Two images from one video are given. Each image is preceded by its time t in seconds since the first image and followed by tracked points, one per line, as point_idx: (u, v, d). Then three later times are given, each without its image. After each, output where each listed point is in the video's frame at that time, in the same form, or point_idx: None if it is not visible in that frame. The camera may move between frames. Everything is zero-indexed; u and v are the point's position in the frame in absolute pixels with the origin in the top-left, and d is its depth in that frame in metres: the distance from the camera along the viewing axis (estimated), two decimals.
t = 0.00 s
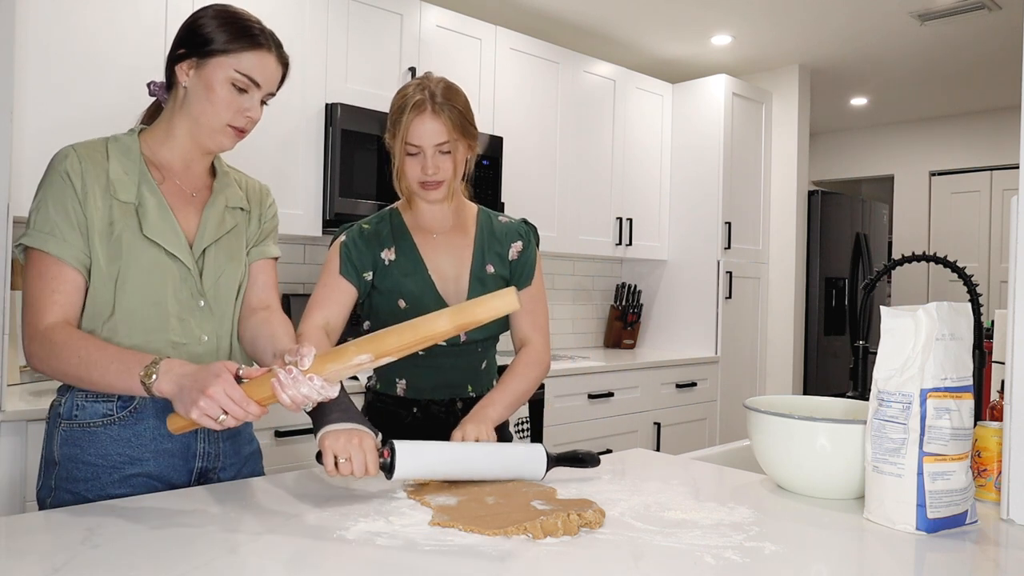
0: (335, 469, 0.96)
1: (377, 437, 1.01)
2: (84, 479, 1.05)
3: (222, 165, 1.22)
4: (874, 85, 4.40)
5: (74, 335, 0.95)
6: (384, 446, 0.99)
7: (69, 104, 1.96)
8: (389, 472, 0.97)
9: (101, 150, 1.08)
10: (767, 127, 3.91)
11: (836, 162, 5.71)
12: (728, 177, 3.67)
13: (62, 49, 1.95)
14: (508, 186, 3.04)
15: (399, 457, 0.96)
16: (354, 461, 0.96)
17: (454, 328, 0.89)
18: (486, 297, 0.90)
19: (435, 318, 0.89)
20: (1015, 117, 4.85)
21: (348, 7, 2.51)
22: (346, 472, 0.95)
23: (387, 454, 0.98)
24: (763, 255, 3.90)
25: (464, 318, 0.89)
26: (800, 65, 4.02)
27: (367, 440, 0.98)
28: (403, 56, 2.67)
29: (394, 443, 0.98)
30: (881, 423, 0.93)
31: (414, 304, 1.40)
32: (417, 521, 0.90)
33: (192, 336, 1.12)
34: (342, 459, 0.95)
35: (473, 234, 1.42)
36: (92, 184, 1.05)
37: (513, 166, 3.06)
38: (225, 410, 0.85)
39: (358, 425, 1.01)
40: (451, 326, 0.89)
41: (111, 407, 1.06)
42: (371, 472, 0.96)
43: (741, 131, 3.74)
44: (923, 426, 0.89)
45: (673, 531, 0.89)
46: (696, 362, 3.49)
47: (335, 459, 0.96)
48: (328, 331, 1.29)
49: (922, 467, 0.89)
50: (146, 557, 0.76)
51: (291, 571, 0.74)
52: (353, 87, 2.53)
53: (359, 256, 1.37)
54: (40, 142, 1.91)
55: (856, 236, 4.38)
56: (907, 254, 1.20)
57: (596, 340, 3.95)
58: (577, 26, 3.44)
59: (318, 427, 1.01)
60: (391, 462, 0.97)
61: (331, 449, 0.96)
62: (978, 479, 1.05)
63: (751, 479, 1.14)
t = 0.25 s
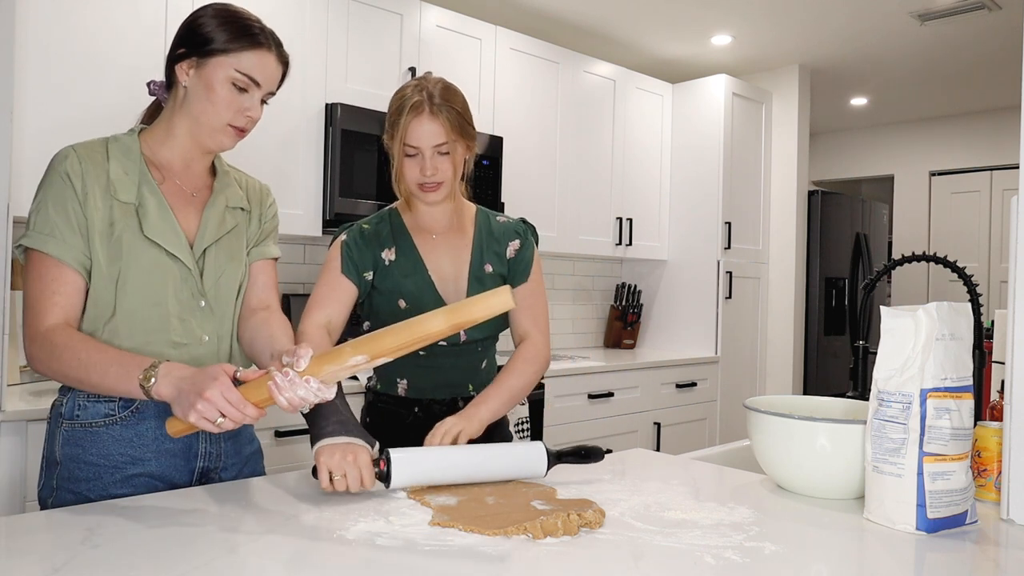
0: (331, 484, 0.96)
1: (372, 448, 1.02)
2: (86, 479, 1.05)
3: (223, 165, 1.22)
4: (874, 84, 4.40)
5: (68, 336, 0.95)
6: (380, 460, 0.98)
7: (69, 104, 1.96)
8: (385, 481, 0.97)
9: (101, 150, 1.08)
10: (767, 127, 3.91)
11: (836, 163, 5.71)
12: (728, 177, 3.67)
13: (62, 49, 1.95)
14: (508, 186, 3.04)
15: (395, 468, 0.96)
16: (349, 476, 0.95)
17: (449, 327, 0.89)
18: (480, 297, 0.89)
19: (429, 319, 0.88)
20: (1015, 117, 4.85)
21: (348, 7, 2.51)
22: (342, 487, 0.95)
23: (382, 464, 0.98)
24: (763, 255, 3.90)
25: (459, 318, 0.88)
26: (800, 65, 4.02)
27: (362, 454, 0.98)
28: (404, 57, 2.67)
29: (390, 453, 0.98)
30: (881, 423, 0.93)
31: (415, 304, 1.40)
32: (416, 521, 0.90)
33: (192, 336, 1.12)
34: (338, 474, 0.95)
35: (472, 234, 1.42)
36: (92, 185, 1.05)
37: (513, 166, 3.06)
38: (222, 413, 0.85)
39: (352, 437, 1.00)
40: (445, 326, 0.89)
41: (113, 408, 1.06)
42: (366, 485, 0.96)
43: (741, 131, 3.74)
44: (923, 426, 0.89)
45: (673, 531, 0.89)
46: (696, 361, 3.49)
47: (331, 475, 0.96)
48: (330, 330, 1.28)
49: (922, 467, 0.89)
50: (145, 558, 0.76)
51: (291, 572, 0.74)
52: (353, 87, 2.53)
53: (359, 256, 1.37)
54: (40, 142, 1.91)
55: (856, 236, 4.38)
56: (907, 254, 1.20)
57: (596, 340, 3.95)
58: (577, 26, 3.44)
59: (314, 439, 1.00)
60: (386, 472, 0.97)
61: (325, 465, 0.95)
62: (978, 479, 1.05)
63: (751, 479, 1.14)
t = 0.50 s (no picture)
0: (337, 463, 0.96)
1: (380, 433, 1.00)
2: (87, 479, 1.05)
3: (222, 164, 1.22)
4: (874, 84, 4.40)
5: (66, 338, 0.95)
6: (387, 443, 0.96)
7: (69, 104, 1.96)
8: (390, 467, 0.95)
9: (100, 151, 1.08)
10: (767, 127, 3.91)
11: (836, 163, 5.70)
12: (728, 176, 3.67)
13: (62, 49, 1.94)
14: (508, 186, 3.04)
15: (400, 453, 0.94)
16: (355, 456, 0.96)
17: (441, 336, 0.84)
18: (475, 305, 0.84)
19: (422, 328, 0.84)
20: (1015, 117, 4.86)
21: (348, 7, 2.51)
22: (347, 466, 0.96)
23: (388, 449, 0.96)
24: (763, 255, 3.90)
25: (452, 328, 0.84)
26: (800, 65, 4.02)
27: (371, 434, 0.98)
28: (403, 57, 2.67)
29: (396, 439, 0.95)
30: (881, 423, 0.93)
31: (410, 305, 1.40)
32: (416, 521, 0.90)
33: (192, 336, 1.12)
34: (344, 453, 0.96)
35: (470, 236, 1.42)
36: (91, 186, 1.04)
37: (513, 166, 3.06)
38: (217, 419, 0.85)
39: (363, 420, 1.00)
40: (438, 336, 0.84)
41: (114, 408, 1.06)
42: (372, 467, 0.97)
43: (741, 131, 3.74)
44: (923, 426, 0.89)
45: (673, 531, 0.89)
46: (696, 362, 3.49)
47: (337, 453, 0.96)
48: (326, 326, 1.28)
49: (922, 466, 0.89)
50: (145, 557, 0.76)
51: (292, 571, 0.74)
52: (353, 87, 2.53)
53: (356, 255, 1.38)
54: (40, 142, 1.91)
55: (856, 236, 4.38)
56: (907, 254, 1.20)
57: (596, 340, 3.95)
58: (577, 26, 3.44)
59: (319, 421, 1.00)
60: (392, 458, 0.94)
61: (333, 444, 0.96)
62: (978, 479, 1.05)
63: (751, 479, 1.14)
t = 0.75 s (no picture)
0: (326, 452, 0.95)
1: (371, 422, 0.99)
2: (86, 479, 1.05)
3: (222, 164, 1.22)
4: (874, 84, 4.40)
5: (65, 341, 0.96)
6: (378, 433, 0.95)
7: (69, 104, 1.96)
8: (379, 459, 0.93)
9: (99, 151, 1.08)
10: (767, 127, 3.91)
11: (836, 163, 5.71)
12: (728, 176, 3.67)
13: (62, 49, 1.95)
14: (508, 186, 3.04)
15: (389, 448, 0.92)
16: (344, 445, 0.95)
17: (429, 344, 0.83)
18: (462, 313, 0.83)
19: (410, 334, 0.83)
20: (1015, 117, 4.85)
21: (348, 7, 2.51)
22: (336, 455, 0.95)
23: (379, 441, 0.94)
24: (763, 255, 3.90)
25: (438, 335, 0.83)
26: (800, 65, 4.02)
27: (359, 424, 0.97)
28: (403, 56, 2.67)
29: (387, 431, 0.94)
30: (881, 423, 0.93)
31: (409, 304, 1.40)
32: (416, 521, 0.90)
33: (190, 336, 1.12)
34: (333, 442, 0.95)
35: (469, 235, 1.42)
36: (89, 185, 1.04)
37: (513, 166, 3.06)
38: (203, 423, 0.85)
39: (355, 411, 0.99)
40: (423, 343, 0.83)
41: (114, 408, 1.06)
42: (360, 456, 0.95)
43: (741, 131, 3.74)
44: (923, 426, 0.89)
45: (673, 531, 0.89)
46: (696, 361, 3.49)
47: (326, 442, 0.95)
48: (319, 325, 1.27)
49: (922, 466, 0.89)
50: (144, 558, 0.76)
51: (291, 571, 0.74)
52: (353, 87, 2.53)
53: (354, 254, 1.38)
54: (40, 142, 1.91)
55: (856, 236, 4.38)
56: (907, 254, 1.20)
57: (596, 340, 3.95)
58: (577, 26, 3.44)
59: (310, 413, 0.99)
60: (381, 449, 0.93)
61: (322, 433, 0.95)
62: (978, 479, 1.05)
63: (751, 479, 1.14)
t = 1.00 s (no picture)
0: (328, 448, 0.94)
1: (371, 413, 0.96)
2: (84, 478, 1.05)
3: (223, 165, 1.22)
4: (874, 84, 4.40)
5: (64, 342, 0.96)
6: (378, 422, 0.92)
7: (70, 104, 1.96)
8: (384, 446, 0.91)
9: (98, 151, 1.08)
10: (767, 127, 3.91)
11: (836, 163, 5.71)
12: (728, 176, 3.67)
13: (62, 48, 1.95)
14: (508, 186, 3.04)
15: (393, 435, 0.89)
16: (346, 439, 0.93)
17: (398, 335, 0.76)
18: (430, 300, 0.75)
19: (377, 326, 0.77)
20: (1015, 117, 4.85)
21: (348, 7, 2.51)
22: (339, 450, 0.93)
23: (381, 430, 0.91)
24: (763, 255, 3.90)
25: (406, 326, 0.76)
26: (800, 65, 4.02)
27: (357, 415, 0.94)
28: (403, 56, 2.67)
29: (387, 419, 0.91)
30: (881, 423, 0.93)
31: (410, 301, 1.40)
32: (416, 521, 0.90)
33: (189, 336, 1.12)
34: (333, 438, 0.93)
35: (468, 232, 1.42)
36: (87, 186, 1.04)
37: (513, 165, 3.06)
38: (185, 424, 0.85)
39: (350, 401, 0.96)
40: (392, 335, 0.76)
41: (112, 407, 1.06)
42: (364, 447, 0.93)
43: (741, 131, 3.74)
44: (923, 426, 0.89)
45: (673, 531, 0.89)
46: (696, 361, 3.49)
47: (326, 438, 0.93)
48: (324, 324, 1.27)
49: (922, 466, 0.89)
50: (144, 558, 0.76)
51: (291, 572, 0.74)
52: (353, 87, 2.53)
53: (355, 252, 1.38)
54: (40, 142, 1.91)
55: (856, 236, 4.38)
56: (907, 254, 1.20)
57: (596, 340, 3.95)
58: (577, 26, 3.44)
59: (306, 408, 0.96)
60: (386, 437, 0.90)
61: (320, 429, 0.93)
62: (978, 479, 1.05)
63: (751, 479, 1.14)
